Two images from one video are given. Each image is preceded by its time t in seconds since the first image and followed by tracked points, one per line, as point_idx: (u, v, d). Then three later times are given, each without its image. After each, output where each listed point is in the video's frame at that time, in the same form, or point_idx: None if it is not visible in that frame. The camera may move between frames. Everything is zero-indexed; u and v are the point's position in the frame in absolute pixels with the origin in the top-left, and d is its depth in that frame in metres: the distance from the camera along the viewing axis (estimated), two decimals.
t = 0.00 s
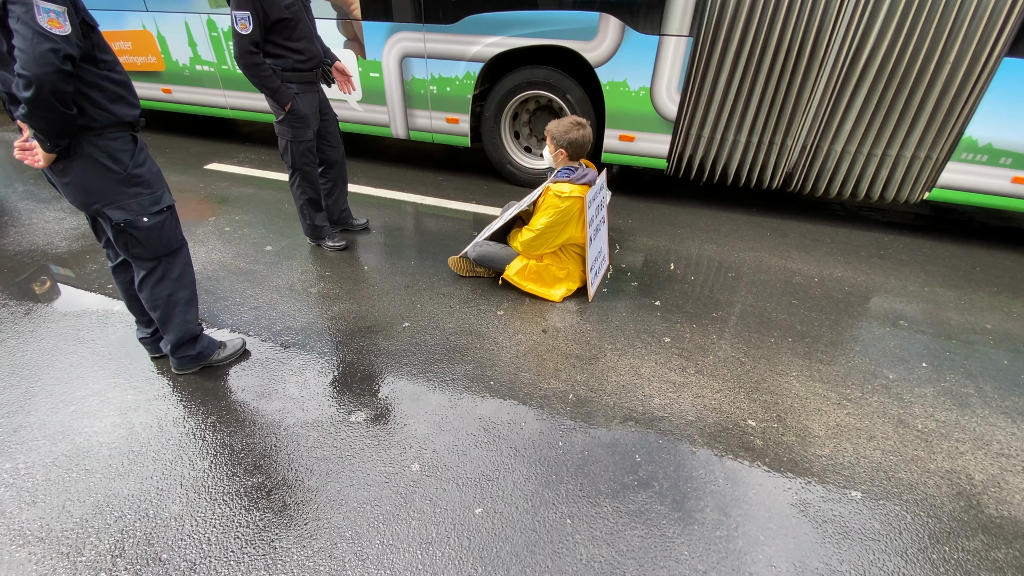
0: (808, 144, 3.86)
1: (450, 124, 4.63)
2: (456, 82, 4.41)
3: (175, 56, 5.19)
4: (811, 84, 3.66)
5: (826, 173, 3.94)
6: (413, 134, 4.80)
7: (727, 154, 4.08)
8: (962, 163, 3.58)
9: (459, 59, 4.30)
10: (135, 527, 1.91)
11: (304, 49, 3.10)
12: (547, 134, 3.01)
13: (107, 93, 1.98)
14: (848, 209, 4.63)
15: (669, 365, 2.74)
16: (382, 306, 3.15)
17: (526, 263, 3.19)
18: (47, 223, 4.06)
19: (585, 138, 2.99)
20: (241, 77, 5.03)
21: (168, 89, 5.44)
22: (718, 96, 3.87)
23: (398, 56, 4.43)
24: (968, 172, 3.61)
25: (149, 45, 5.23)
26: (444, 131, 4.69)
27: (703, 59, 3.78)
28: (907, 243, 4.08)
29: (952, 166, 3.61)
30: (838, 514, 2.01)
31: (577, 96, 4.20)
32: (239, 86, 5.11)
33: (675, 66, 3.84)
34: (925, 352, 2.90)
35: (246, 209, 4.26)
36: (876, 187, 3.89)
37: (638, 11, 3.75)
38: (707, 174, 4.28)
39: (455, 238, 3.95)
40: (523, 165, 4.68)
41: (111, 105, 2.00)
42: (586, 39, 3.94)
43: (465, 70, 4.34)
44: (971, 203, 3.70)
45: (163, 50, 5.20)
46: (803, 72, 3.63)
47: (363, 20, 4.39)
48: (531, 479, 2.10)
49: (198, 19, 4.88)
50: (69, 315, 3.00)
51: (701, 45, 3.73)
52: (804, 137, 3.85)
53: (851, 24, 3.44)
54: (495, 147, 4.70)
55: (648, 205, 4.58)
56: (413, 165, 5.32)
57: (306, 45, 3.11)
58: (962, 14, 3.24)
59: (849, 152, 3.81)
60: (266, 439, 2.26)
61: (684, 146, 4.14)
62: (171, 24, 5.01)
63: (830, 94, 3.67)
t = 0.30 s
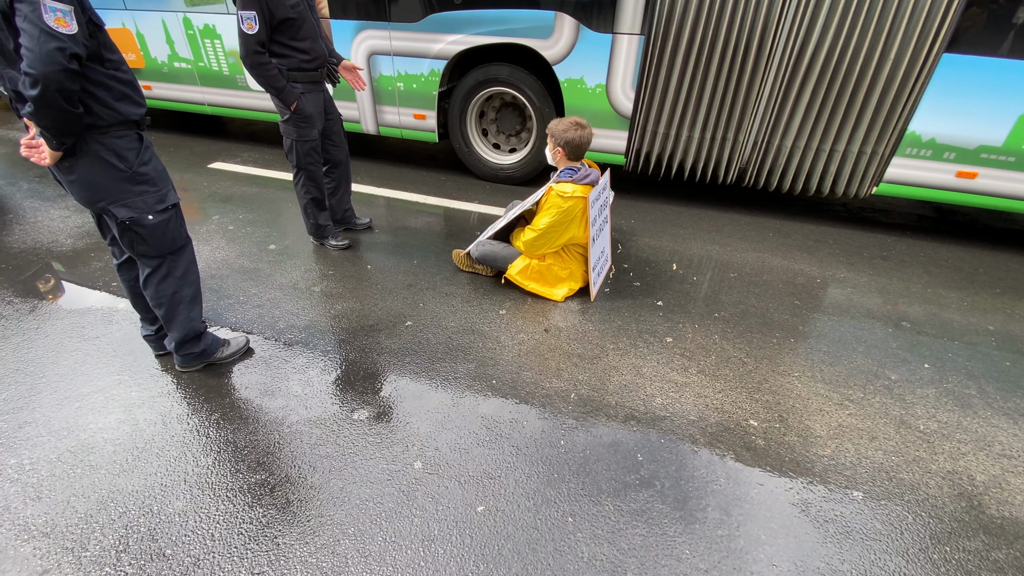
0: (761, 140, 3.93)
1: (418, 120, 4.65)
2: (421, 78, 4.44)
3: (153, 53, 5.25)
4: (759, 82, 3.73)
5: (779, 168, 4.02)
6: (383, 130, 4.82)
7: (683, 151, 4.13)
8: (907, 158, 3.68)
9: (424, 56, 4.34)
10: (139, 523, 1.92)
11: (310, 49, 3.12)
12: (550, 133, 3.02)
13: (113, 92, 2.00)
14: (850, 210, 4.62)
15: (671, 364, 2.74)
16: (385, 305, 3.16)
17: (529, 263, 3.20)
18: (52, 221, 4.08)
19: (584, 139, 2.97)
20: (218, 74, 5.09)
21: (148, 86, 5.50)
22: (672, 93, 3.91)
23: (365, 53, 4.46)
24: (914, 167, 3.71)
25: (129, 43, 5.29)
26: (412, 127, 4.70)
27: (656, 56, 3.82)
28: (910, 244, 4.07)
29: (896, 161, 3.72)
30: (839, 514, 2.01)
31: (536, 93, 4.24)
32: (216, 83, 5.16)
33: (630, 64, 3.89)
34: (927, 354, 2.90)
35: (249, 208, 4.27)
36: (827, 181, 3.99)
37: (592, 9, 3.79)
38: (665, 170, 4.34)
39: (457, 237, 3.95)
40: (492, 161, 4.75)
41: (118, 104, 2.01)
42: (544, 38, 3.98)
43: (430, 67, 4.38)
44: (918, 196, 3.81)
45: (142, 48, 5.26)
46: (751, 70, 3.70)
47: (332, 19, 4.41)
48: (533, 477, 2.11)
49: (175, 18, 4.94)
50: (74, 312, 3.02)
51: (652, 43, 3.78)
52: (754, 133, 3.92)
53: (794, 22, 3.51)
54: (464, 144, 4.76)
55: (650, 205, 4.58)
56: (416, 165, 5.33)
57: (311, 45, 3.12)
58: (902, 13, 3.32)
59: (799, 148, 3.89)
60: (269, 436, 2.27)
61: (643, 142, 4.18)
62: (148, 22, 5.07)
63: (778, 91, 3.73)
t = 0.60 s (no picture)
0: (714, 135, 3.99)
1: (386, 116, 4.73)
2: (388, 75, 4.52)
3: (132, 52, 5.38)
4: (708, 77, 3.81)
5: (732, 163, 4.07)
6: (352, 126, 4.90)
7: (639, 146, 4.20)
8: (854, 151, 3.76)
9: (388, 53, 4.43)
10: (141, 521, 1.92)
11: (311, 50, 3.12)
12: (551, 132, 3.06)
13: (115, 92, 2.00)
14: (850, 210, 4.63)
15: (671, 363, 2.75)
16: (386, 304, 3.17)
17: (529, 262, 3.20)
18: (53, 220, 4.08)
19: (589, 139, 3.01)
20: (192, 71, 5.18)
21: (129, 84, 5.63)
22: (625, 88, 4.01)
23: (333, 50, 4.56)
24: (862, 160, 3.79)
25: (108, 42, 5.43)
26: (379, 123, 4.78)
27: (608, 52, 3.92)
28: (909, 244, 4.08)
29: (844, 155, 3.79)
30: (839, 512, 2.02)
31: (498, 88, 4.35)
32: (190, 80, 5.25)
33: (584, 59, 4.00)
34: (926, 353, 2.90)
35: (250, 208, 4.28)
36: (780, 176, 4.04)
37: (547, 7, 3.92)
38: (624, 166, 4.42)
39: (458, 237, 3.96)
40: (459, 158, 4.84)
41: (119, 103, 2.02)
42: (502, 35, 4.10)
43: (395, 64, 4.47)
44: (869, 190, 3.89)
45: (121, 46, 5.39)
46: (699, 65, 3.79)
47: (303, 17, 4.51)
48: (533, 476, 2.11)
49: (151, 17, 5.07)
50: (76, 312, 3.03)
51: (604, 40, 3.90)
52: (706, 128, 3.99)
53: (739, 19, 3.61)
54: (431, 140, 4.83)
55: (650, 205, 4.59)
56: (416, 164, 5.34)
57: (313, 45, 3.13)
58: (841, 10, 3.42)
59: (751, 142, 3.95)
60: (271, 435, 2.28)
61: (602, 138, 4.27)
62: (126, 21, 5.21)
63: (726, 86, 3.82)
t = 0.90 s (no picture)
0: (668, 129, 4.16)
1: (352, 112, 4.88)
2: (353, 71, 4.67)
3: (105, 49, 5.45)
4: (659, 72, 3.99)
5: (686, 157, 4.22)
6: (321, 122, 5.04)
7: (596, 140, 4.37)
8: (799, 144, 3.94)
9: (352, 50, 4.59)
10: (139, 521, 1.92)
11: (309, 49, 3.12)
12: (550, 128, 3.03)
13: (112, 92, 2.00)
14: (847, 209, 4.65)
15: (668, 362, 2.76)
16: (384, 303, 3.17)
17: (526, 261, 3.21)
18: (50, 220, 4.07)
19: (588, 141, 3.02)
20: (165, 68, 5.28)
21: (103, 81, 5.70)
22: (582, 85, 4.18)
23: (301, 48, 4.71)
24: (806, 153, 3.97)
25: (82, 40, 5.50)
26: (346, 118, 4.93)
27: (563, 51, 4.10)
28: (905, 242, 4.10)
29: (789, 147, 3.97)
30: (836, 508, 2.03)
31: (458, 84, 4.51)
32: (163, 77, 5.35)
33: (539, 56, 4.19)
34: (922, 351, 2.92)
35: (247, 207, 4.28)
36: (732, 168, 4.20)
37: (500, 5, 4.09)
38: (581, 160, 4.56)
39: (456, 236, 3.96)
40: (427, 152, 4.98)
41: (116, 103, 2.01)
42: (460, 32, 4.26)
43: (359, 61, 4.62)
44: (815, 182, 4.06)
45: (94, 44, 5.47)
46: (650, 61, 3.96)
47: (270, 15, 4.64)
48: (531, 474, 2.12)
49: (124, 15, 5.16)
50: (72, 312, 3.02)
51: (556, 38, 4.08)
52: (661, 122, 4.16)
53: (687, 16, 3.78)
54: (398, 136, 4.99)
55: (647, 204, 4.60)
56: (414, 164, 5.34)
57: (311, 44, 3.13)
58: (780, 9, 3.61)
59: (703, 136, 4.11)
60: (269, 434, 2.28)
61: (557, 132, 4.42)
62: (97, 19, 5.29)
63: (677, 81, 3.99)
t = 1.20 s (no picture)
0: (617, 123, 4.24)
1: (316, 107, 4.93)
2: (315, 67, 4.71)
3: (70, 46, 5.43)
4: (605, 67, 4.08)
5: (635, 150, 4.31)
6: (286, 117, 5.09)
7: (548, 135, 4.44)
8: (741, 138, 4.02)
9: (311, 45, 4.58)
10: (131, 522, 1.91)
11: (303, 48, 3.11)
12: (543, 126, 3.03)
13: (102, 90, 1.98)
14: (839, 207, 4.67)
15: (662, 360, 2.77)
16: (378, 303, 3.17)
17: (520, 259, 3.21)
18: (41, 220, 4.04)
19: (582, 140, 3.04)
20: (132, 65, 5.30)
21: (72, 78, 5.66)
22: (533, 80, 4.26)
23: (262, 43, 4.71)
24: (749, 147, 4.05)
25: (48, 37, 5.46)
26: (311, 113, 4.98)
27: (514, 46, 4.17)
28: (897, 240, 4.13)
29: (732, 141, 4.05)
30: (827, 505, 2.05)
31: (411, 78, 4.55)
32: (131, 73, 5.37)
33: (491, 51, 4.26)
34: (914, 348, 2.94)
35: (241, 207, 4.26)
36: (681, 162, 4.27)
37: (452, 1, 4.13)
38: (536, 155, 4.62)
39: (450, 235, 3.96)
40: (397, 149, 5.02)
41: (106, 101, 2.00)
42: (413, 27, 4.28)
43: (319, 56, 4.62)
44: (760, 175, 4.14)
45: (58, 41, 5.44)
46: (597, 56, 4.06)
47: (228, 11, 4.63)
48: (525, 472, 2.12)
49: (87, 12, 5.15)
50: (63, 313, 3.00)
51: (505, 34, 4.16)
52: (609, 117, 4.24)
53: (629, 11, 3.88)
54: (361, 133, 5.05)
55: (641, 203, 4.61)
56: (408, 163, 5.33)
57: (304, 43, 3.12)
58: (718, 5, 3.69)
59: (651, 129, 4.19)
60: (262, 434, 2.28)
61: (512, 126, 4.50)
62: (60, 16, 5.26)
63: (623, 76, 4.07)
